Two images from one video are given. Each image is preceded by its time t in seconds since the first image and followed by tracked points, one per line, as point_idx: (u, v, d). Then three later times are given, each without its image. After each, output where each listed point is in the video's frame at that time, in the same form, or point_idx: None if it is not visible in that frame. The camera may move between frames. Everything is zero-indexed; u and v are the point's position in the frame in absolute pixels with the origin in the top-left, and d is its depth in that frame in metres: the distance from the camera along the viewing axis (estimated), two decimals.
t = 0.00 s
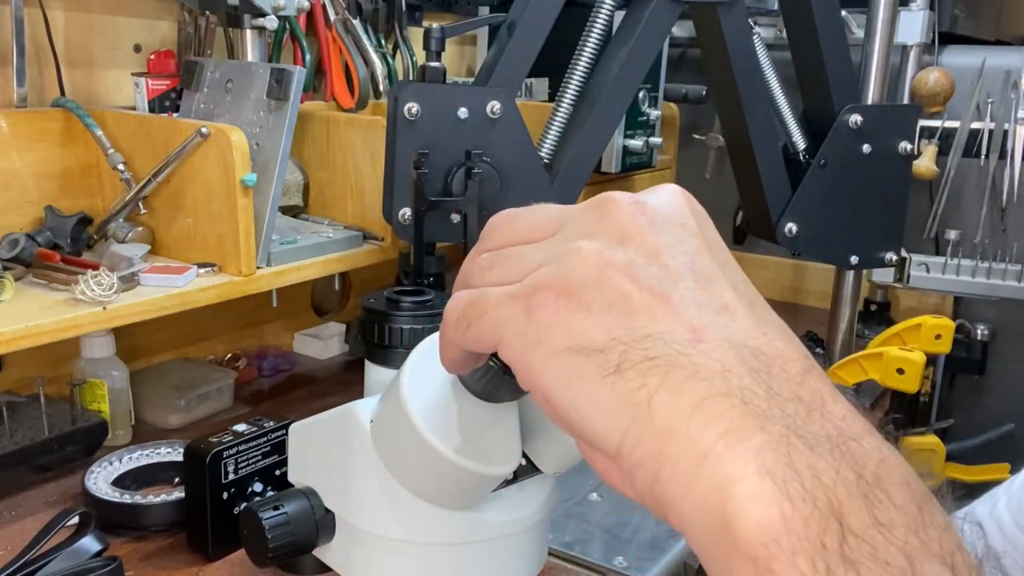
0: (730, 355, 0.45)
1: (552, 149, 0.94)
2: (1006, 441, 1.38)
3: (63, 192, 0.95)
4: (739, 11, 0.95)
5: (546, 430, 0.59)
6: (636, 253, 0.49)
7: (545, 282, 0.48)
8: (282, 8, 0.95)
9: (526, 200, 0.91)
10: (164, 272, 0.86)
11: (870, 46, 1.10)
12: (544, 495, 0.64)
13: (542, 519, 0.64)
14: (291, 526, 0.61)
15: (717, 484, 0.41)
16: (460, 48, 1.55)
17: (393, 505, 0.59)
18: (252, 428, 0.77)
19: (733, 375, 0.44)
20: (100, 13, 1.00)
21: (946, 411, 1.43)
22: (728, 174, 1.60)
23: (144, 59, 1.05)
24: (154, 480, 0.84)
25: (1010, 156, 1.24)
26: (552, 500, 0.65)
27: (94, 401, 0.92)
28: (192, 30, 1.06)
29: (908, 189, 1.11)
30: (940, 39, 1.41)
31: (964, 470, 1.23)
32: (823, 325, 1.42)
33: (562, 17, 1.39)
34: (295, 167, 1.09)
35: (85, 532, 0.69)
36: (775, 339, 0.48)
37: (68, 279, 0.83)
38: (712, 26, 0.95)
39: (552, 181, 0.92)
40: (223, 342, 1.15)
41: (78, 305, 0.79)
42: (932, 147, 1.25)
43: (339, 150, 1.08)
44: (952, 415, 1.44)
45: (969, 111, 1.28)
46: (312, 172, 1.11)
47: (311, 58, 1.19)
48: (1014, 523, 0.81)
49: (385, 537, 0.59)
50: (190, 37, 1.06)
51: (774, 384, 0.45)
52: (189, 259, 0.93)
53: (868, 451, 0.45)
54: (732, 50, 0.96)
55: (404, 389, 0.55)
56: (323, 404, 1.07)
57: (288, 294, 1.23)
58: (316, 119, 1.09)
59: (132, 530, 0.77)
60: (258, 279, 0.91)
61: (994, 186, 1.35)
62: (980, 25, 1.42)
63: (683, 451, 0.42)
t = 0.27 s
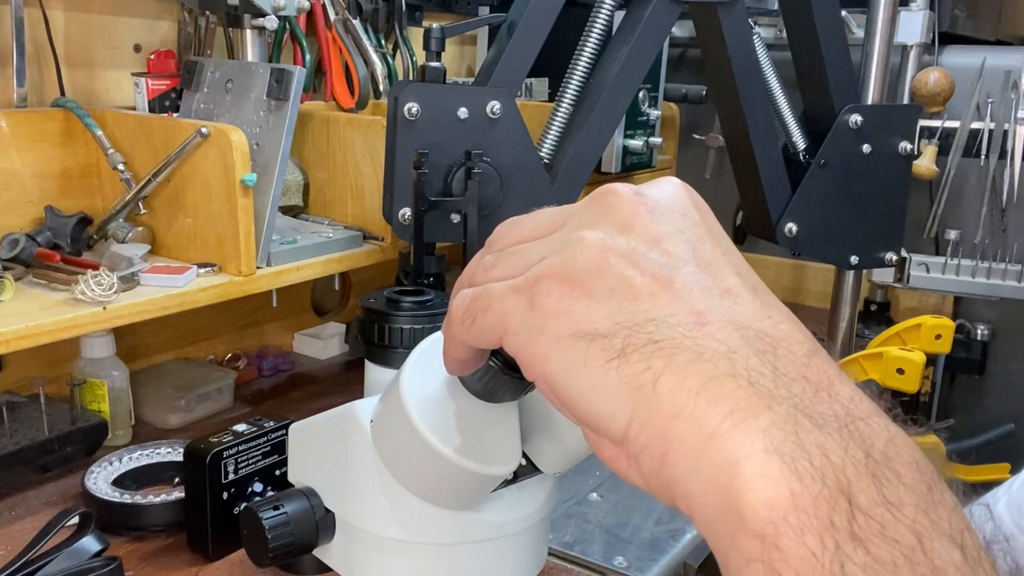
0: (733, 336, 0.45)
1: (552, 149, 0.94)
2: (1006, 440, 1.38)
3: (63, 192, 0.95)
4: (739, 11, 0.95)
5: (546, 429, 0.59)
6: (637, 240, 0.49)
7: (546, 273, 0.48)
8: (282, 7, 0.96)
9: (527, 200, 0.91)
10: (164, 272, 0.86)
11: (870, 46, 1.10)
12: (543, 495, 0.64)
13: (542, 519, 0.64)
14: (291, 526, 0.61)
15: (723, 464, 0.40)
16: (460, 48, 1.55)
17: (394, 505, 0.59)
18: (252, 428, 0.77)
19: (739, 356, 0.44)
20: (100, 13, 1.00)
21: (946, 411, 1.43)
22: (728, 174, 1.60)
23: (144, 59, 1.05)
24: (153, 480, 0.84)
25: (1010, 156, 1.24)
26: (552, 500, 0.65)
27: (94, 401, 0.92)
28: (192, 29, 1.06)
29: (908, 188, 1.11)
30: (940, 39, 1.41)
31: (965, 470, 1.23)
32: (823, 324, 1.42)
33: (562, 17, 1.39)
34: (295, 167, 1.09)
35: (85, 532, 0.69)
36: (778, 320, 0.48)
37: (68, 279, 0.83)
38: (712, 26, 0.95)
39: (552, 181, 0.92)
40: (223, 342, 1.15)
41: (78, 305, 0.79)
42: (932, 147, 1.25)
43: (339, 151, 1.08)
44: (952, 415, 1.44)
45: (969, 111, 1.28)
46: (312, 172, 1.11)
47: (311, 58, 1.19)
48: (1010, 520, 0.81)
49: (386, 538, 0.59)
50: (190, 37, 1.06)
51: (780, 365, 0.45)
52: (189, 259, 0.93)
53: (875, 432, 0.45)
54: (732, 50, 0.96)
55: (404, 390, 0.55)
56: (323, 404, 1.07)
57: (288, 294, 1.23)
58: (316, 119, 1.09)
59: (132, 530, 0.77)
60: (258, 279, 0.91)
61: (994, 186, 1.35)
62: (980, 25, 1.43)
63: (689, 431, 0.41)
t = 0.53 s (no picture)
0: (804, 320, 0.38)
1: (552, 149, 0.94)
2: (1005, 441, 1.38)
3: (63, 192, 0.95)
4: (739, 11, 0.95)
5: (546, 429, 0.59)
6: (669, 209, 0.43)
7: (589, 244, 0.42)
8: (282, 8, 0.96)
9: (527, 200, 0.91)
10: (164, 272, 0.86)
11: (870, 46, 1.10)
12: (543, 496, 0.64)
13: (541, 519, 0.64)
14: (291, 526, 0.61)
15: (795, 467, 0.32)
16: (460, 48, 1.55)
17: (394, 504, 0.59)
18: (252, 428, 0.77)
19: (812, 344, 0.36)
20: (100, 13, 1.00)
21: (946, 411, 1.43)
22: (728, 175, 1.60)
23: (144, 59, 1.05)
24: (154, 480, 0.84)
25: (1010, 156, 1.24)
26: (552, 501, 0.65)
27: (94, 401, 0.92)
28: (191, 29, 1.06)
29: (908, 188, 1.11)
30: (940, 39, 1.42)
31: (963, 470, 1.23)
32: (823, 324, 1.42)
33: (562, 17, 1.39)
34: (295, 167, 1.09)
35: (85, 532, 0.69)
36: (849, 301, 0.41)
37: (68, 279, 0.83)
38: (712, 26, 0.95)
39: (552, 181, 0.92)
40: (223, 342, 1.15)
41: (78, 306, 0.79)
42: (932, 146, 1.26)
43: (339, 151, 1.08)
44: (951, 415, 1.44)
45: (968, 111, 1.28)
46: (312, 172, 1.11)
47: (311, 58, 1.19)
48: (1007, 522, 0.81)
49: (387, 539, 0.60)
50: (190, 37, 1.06)
51: (855, 356, 0.38)
52: (189, 259, 0.93)
53: (959, 433, 0.39)
54: (732, 50, 0.96)
55: (405, 390, 0.55)
56: (323, 404, 1.07)
57: (288, 294, 1.23)
58: (316, 119, 1.09)
59: (132, 530, 0.77)
60: (258, 279, 0.91)
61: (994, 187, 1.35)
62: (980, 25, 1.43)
63: (752, 429, 0.34)
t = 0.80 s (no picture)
0: None
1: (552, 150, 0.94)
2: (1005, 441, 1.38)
3: (63, 192, 0.95)
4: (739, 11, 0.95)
5: (546, 428, 0.59)
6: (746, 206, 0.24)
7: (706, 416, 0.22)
8: (282, 8, 0.97)
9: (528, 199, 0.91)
10: (164, 272, 0.86)
11: (870, 46, 1.10)
12: (543, 495, 0.64)
13: (541, 519, 0.64)
14: (291, 526, 0.62)
15: None
16: (460, 48, 1.55)
17: (393, 504, 0.59)
18: (252, 428, 0.77)
19: None
20: (100, 13, 1.00)
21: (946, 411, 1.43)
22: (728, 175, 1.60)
23: (144, 59, 1.05)
24: (154, 480, 0.84)
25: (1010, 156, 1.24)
26: (552, 500, 0.65)
27: (94, 401, 0.92)
28: (191, 29, 1.06)
29: (908, 188, 1.10)
30: (940, 39, 1.42)
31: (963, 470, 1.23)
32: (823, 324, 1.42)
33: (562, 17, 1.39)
34: (295, 167, 1.09)
35: (85, 532, 0.69)
36: None
37: (67, 279, 0.83)
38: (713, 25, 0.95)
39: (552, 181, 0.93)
40: (223, 342, 1.15)
41: (78, 306, 0.79)
42: (932, 147, 1.25)
43: (339, 151, 1.08)
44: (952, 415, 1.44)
45: (968, 111, 1.28)
46: (312, 172, 1.11)
47: (311, 58, 1.19)
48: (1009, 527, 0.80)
49: (388, 539, 0.59)
50: (190, 37, 1.06)
51: None
52: (189, 259, 0.93)
53: None
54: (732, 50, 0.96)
55: (405, 391, 0.54)
56: (323, 404, 1.07)
57: (288, 294, 1.23)
58: (316, 119, 1.09)
59: (132, 530, 0.77)
60: (258, 279, 0.91)
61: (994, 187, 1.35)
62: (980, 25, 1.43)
63: None
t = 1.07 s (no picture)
0: None
1: (552, 149, 0.94)
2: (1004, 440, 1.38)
3: (63, 192, 0.95)
4: (739, 11, 0.95)
5: (546, 430, 0.59)
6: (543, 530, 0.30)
7: None
8: (282, 8, 0.97)
9: (527, 199, 0.91)
10: (164, 272, 0.86)
11: (870, 46, 1.10)
12: (542, 496, 0.64)
13: (540, 520, 0.64)
14: (291, 526, 0.61)
15: None
16: (460, 48, 1.55)
17: (393, 504, 0.59)
18: (252, 428, 0.77)
19: None
20: (100, 12, 1.00)
21: (946, 411, 1.43)
22: (728, 175, 1.60)
23: (144, 59, 1.05)
24: (154, 479, 0.84)
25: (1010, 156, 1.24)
26: (552, 500, 0.65)
27: (94, 401, 0.92)
28: (191, 29, 1.06)
29: (908, 188, 1.10)
30: (940, 39, 1.42)
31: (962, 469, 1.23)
32: (823, 325, 1.42)
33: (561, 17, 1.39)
34: (295, 167, 1.09)
35: (85, 532, 0.69)
36: None
37: (67, 279, 0.83)
38: (712, 25, 0.95)
39: (552, 180, 0.92)
40: (223, 342, 1.15)
41: (78, 305, 0.79)
42: (932, 147, 1.25)
43: (339, 150, 1.07)
44: (951, 415, 1.44)
45: (968, 110, 1.28)
46: (312, 172, 1.11)
47: (311, 58, 1.19)
48: (1008, 529, 0.73)
49: (388, 539, 0.59)
50: (190, 37, 1.06)
51: None
52: (189, 259, 0.93)
53: None
54: (732, 50, 0.96)
55: (405, 392, 0.54)
56: (322, 404, 1.07)
57: (288, 294, 1.23)
58: (316, 119, 1.09)
59: (132, 530, 0.77)
60: (258, 279, 0.91)
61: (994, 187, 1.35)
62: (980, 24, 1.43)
63: None
